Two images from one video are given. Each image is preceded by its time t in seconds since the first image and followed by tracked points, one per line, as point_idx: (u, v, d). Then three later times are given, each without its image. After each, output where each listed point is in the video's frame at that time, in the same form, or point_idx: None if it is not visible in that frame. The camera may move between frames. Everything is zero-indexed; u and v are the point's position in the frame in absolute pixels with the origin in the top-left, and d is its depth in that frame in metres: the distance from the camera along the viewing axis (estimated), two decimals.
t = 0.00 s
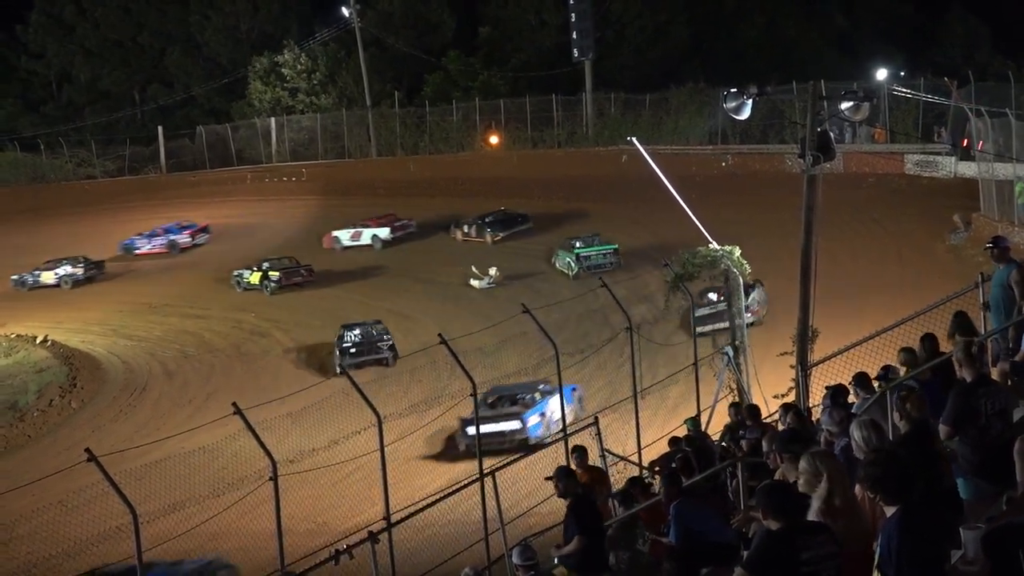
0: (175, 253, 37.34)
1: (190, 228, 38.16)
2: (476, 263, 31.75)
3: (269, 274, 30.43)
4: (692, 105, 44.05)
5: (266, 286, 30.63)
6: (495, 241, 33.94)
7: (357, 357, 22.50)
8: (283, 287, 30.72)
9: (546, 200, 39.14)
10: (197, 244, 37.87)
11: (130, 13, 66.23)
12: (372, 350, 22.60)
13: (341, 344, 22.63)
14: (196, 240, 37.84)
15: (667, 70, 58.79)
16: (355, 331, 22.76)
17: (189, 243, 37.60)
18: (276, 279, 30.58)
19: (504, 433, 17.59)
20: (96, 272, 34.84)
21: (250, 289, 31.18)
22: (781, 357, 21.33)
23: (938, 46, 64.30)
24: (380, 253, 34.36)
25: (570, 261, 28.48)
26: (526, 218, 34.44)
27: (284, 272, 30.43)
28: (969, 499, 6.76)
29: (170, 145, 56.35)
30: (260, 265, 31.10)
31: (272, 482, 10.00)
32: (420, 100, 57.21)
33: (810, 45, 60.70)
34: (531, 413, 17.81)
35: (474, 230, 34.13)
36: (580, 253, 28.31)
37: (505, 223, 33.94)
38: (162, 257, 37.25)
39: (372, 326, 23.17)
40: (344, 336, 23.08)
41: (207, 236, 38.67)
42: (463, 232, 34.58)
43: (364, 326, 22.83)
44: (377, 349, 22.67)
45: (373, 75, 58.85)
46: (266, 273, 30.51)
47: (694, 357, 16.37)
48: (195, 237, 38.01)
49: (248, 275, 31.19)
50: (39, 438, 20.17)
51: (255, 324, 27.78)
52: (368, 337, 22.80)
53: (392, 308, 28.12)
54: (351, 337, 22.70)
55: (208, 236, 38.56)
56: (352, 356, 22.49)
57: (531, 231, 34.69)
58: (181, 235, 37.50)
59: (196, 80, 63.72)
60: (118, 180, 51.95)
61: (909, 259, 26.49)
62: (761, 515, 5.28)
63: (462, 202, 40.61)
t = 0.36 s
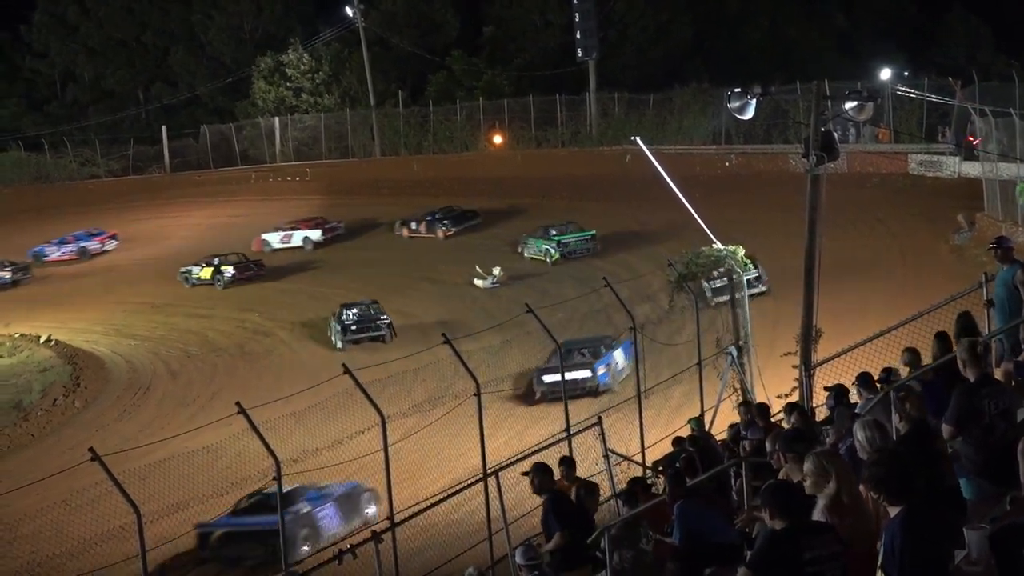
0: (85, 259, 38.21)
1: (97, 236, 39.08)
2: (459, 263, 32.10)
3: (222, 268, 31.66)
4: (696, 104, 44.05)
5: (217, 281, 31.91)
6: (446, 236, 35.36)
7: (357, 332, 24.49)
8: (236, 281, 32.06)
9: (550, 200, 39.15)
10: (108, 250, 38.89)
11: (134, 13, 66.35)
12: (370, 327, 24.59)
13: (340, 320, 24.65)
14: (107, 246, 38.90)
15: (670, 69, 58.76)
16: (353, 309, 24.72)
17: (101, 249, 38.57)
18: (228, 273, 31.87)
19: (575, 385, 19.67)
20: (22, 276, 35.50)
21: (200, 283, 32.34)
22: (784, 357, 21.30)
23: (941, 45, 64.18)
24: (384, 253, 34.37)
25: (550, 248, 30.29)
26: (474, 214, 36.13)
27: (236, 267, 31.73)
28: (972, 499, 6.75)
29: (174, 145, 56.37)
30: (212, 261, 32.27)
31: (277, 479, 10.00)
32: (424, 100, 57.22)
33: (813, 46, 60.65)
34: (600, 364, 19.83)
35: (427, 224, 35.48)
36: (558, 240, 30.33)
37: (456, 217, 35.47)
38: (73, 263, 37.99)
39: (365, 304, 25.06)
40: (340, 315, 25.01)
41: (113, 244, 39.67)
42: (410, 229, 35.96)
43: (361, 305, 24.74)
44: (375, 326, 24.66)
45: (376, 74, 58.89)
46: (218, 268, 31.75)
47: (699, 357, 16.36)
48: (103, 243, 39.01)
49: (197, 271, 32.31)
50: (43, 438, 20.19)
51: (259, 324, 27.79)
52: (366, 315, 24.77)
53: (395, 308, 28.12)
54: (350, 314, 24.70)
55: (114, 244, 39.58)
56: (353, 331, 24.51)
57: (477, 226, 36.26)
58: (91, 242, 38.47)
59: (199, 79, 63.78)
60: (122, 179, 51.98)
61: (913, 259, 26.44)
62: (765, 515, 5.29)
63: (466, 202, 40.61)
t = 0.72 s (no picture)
0: None
1: None
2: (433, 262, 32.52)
3: (166, 265, 32.95)
4: (697, 104, 44.05)
5: (161, 278, 33.12)
6: (386, 234, 36.70)
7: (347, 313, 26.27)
8: (178, 277, 33.41)
9: (551, 199, 39.14)
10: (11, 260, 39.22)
11: (135, 12, 66.36)
12: (359, 308, 26.43)
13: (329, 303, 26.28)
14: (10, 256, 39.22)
15: (671, 69, 58.78)
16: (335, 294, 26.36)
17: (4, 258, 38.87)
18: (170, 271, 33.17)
19: (623, 342, 21.59)
20: None
21: (141, 281, 33.43)
22: (785, 357, 21.29)
23: (941, 45, 64.17)
24: (384, 253, 34.37)
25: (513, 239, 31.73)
26: (412, 213, 37.35)
27: (180, 264, 33.11)
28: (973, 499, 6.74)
29: (175, 144, 56.36)
30: (153, 259, 33.47)
31: (278, 479, 9.98)
32: (425, 100, 57.23)
33: (813, 46, 60.66)
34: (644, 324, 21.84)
35: (365, 224, 36.71)
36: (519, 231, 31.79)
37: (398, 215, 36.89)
38: None
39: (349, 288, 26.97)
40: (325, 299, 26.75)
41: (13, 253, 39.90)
42: (345, 229, 37.03)
43: (350, 288, 26.52)
44: (363, 307, 26.51)
45: (377, 74, 58.90)
46: (162, 265, 33.02)
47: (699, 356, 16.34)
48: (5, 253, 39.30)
49: (139, 269, 33.42)
50: (44, 438, 20.20)
51: (259, 324, 27.78)
52: (354, 298, 26.56)
53: (395, 308, 28.09)
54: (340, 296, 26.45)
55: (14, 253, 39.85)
56: (343, 313, 26.31)
57: (414, 224, 37.60)
58: None
59: (200, 79, 63.82)
60: (122, 179, 51.98)
61: (914, 259, 26.44)
62: (768, 516, 5.31)
63: (466, 202, 40.60)
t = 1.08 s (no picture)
0: None
1: None
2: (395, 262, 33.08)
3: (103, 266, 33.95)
4: (697, 105, 44.08)
5: (97, 279, 34.05)
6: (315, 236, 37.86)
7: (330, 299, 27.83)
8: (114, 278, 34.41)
9: (551, 200, 39.15)
10: None
11: (135, 12, 66.36)
12: (339, 295, 28.05)
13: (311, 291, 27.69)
14: None
15: (672, 69, 58.82)
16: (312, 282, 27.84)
17: None
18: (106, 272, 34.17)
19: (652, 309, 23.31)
20: None
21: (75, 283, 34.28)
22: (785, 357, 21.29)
23: (941, 45, 64.18)
24: (384, 254, 34.38)
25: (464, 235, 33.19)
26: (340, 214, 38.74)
27: (116, 266, 34.18)
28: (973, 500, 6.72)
29: (174, 145, 56.36)
30: (88, 261, 34.37)
31: (278, 479, 9.96)
32: (424, 100, 57.26)
33: (813, 47, 60.68)
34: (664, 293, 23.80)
35: (293, 228, 37.78)
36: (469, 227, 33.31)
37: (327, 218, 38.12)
38: None
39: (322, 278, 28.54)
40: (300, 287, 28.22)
41: None
42: (273, 233, 37.84)
43: (327, 276, 28.09)
44: (341, 293, 28.14)
45: (376, 75, 58.91)
46: (99, 266, 34.02)
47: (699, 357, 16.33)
48: None
49: (76, 270, 34.31)
50: (44, 438, 20.22)
51: (259, 325, 27.79)
52: (331, 285, 28.13)
53: (395, 308, 28.13)
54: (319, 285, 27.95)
55: None
56: (323, 299, 27.78)
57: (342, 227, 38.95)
58: None
59: (200, 80, 63.87)
60: (122, 180, 51.99)
61: (915, 260, 26.44)
62: (768, 516, 5.31)
63: (467, 203, 40.61)
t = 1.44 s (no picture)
0: None
1: None
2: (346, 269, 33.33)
3: (41, 271, 35.24)
4: (699, 107, 44.13)
5: (32, 282, 35.21)
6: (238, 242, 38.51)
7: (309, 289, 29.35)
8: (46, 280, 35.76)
9: (553, 202, 39.15)
10: None
11: (138, 14, 66.44)
12: (314, 285, 29.59)
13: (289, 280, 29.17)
14: None
15: (674, 70, 58.87)
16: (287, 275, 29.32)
17: None
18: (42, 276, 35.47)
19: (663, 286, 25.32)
20: None
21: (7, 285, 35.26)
22: (788, 358, 21.29)
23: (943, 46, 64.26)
24: (386, 254, 34.42)
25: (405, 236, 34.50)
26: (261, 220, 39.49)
27: (52, 271, 35.56)
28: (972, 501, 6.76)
29: (176, 147, 56.39)
30: (20, 264, 35.24)
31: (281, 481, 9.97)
32: (426, 102, 57.30)
33: (815, 48, 60.71)
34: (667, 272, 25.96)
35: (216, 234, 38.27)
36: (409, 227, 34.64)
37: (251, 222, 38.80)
38: None
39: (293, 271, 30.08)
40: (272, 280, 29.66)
41: None
42: (197, 239, 38.22)
43: (301, 268, 29.56)
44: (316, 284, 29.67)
45: (378, 76, 58.94)
46: (35, 271, 35.19)
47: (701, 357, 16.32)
48: None
49: (7, 274, 35.19)
50: (47, 439, 20.27)
51: (261, 326, 27.83)
52: (306, 277, 29.59)
53: (397, 309, 28.16)
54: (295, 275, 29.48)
55: None
56: (300, 289, 29.32)
57: (264, 234, 39.52)
58: None
59: (202, 81, 63.95)
60: (124, 181, 52.01)
61: (916, 261, 26.47)
62: (770, 516, 5.33)
63: (469, 204, 40.64)
